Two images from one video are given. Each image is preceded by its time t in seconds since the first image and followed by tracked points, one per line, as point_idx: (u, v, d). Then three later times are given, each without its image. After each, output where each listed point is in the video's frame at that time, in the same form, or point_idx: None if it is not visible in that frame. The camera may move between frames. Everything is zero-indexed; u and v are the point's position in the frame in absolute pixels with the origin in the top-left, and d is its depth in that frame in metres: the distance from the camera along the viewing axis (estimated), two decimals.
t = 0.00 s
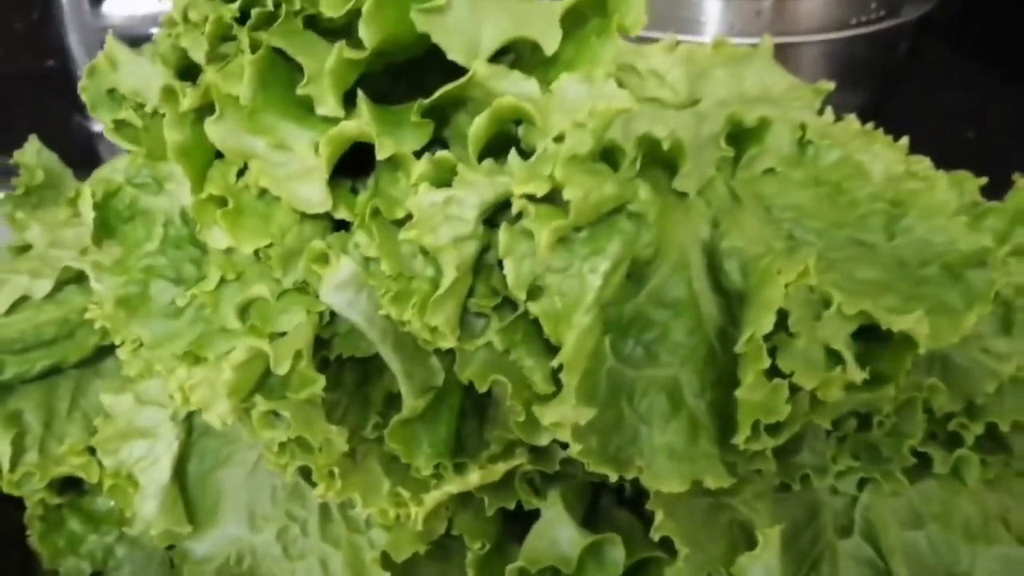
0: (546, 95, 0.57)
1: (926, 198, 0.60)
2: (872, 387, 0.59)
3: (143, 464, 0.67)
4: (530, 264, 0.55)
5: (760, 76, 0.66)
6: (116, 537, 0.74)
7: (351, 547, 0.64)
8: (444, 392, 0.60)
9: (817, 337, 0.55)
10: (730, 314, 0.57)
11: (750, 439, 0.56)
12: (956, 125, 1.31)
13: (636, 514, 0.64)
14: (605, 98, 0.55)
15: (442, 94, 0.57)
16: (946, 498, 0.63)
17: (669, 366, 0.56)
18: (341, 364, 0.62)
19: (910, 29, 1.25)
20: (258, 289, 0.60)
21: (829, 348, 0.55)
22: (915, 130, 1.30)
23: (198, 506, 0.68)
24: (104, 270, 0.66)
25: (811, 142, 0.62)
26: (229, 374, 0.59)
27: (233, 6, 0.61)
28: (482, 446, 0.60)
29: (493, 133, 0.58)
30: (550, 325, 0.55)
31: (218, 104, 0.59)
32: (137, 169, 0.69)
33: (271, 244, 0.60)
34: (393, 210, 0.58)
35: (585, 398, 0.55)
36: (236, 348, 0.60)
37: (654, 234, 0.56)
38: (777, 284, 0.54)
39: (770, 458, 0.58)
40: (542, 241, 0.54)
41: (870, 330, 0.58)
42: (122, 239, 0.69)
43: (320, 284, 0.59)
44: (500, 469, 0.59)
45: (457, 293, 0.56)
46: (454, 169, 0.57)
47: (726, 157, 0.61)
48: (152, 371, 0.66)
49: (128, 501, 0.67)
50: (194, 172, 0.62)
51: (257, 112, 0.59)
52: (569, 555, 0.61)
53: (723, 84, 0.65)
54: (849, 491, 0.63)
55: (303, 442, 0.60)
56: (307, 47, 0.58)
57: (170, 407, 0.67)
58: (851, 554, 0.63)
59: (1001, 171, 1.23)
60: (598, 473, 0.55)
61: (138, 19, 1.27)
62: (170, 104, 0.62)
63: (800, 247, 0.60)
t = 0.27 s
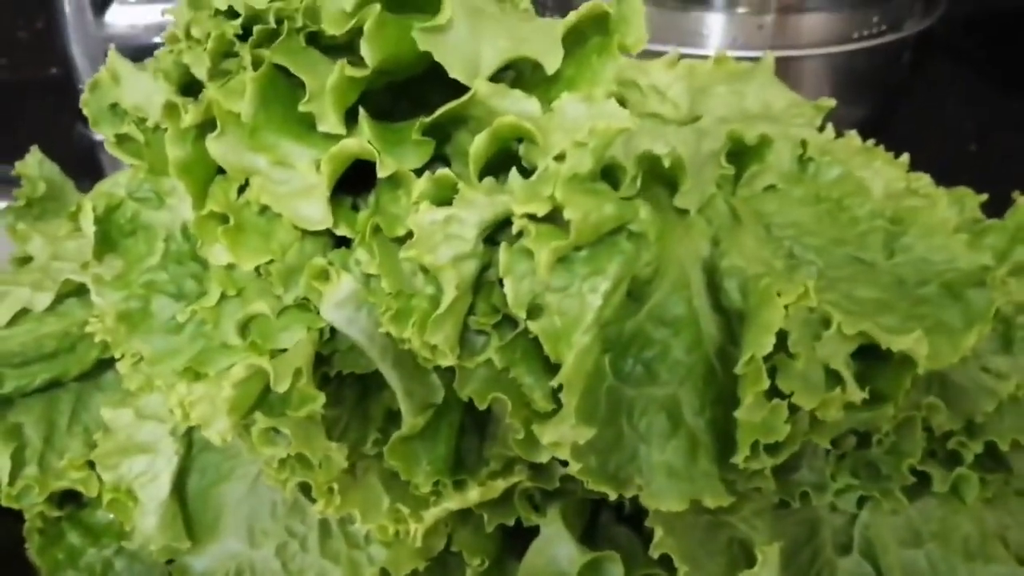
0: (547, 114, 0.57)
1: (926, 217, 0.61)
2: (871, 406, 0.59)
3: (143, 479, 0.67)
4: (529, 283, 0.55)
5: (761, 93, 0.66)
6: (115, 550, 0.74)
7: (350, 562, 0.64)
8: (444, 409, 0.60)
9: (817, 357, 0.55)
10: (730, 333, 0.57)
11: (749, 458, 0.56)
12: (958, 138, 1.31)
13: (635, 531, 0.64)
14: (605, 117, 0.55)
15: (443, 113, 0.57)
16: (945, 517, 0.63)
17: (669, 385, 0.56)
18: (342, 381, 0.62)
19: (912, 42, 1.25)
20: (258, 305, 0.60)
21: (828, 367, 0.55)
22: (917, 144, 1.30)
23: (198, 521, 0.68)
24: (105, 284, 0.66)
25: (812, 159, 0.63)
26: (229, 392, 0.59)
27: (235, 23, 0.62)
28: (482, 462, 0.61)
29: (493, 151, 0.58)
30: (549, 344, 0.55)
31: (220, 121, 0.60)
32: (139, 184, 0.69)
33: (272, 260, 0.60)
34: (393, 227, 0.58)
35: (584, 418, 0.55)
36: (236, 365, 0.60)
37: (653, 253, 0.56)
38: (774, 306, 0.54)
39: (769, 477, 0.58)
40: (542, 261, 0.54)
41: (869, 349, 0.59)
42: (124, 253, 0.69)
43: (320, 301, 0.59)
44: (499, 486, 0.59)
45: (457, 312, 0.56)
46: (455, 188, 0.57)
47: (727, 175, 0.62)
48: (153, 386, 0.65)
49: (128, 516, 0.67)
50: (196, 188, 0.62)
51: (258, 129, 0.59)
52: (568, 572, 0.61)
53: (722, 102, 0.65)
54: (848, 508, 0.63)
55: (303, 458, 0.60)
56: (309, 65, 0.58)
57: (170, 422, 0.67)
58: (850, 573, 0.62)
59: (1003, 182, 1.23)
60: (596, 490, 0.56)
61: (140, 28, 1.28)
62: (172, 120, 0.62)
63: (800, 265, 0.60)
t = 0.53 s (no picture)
0: (550, 114, 0.57)
1: (931, 220, 0.60)
2: (875, 409, 0.59)
3: (144, 478, 0.67)
4: (532, 284, 0.55)
5: (765, 94, 0.67)
6: (116, 550, 0.74)
7: (352, 563, 0.63)
8: (446, 409, 0.60)
9: (820, 360, 0.55)
10: (734, 335, 0.57)
11: (751, 460, 0.56)
12: (961, 140, 1.31)
13: (637, 532, 0.64)
14: (609, 119, 0.55)
15: (446, 113, 0.57)
16: (948, 520, 0.63)
17: (672, 387, 0.56)
18: (344, 381, 0.62)
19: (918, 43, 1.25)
20: (261, 305, 0.60)
21: (831, 369, 0.55)
22: (921, 147, 1.30)
23: (199, 521, 0.68)
24: (107, 283, 0.66)
25: (816, 161, 0.62)
26: (230, 393, 0.59)
27: (239, 22, 0.62)
28: (484, 463, 0.60)
29: (496, 151, 0.57)
30: (551, 345, 0.54)
31: (223, 120, 0.59)
32: (142, 183, 0.69)
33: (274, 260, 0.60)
34: (396, 227, 0.58)
35: (586, 420, 0.55)
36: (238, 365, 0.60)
37: (657, 255, 0.56)
38: (777, 308, 0.54)
39: (771, 479, 0.58)
40: (544, 262, 0.54)
41: (872, 351, 0.58)
42: (127, 252, 0.68)
43: (323, 301, 0.59)
44: (501, 487, 0.59)
45: (459, 313, 0.56)
46: (458, 188, 0.57)
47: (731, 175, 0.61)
48: (155, 385, 0.65)
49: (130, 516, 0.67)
50: (199, 187, 0.62)
51: (262, 129, 0.59)
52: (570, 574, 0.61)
53: (727, 104, 0.65)
54: (851, 511, 0.63)
55: (304, 458, 0.60)
56: (313, 66, 0.58)
57: (172, 421, 0.67)
58: None
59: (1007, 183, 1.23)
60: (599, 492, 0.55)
61: (146, 29, 1.27)
62: (176, 119, 0.62)
63: (804, 267, 0.59)
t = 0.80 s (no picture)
0: (546, 116, 0.57)
1: (927, 221, 0.61)
2: (869, 409, 0.59)
3: (145, 477, 0.67)
4: (526, 283, 0.56)
5: (764, 95, 0.67)
6: (120, 547, 0.74)
7: (351, 561, 0.64)
8: (443, 408, 0.61)
9: (813, 360, 0.55)
10: (730, 335, 0.58)
11: (745, 458, 0.56)
12: (965, 142, 1.31)
13: (634, 531, 0.64)
14: (604, 120, 0.56)
15: (442, 114, 0.58)
16: (944, 519, 0.63)
17: (667, 386, 0.56)
18: (343, 380, 0.63)
19: (923, 44, 1.25)
20: (260, 305, 0.60)
21: (824, 369, 0.56)
22: (923, 146, 1.30)
23: (201, 518, 0.69)
24: (110, 283, 0.67)
25: (814, 162, 0.63)
26: (229, 391, 0.59)
27: (239, 25, 0.62)
28: (481, 462, 0.61)
29: (494, 151, 0.58)
30: (546, 344, 0.55)
31: (222, 121, 0.60)
32: (144, 184, 0.69)
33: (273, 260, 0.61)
34: (393, 228, 0.58)
35: (581, 418, 0.55)
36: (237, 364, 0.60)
37: (652, 254, 0.57)
38: (768, 308, 0.55)
39: (766, 479, 0.59)
40: (538, 262, 0.54)
41: (868, 351, 0.59)
42: (129, 253, 0.69)
43: (321, 301, 0.60)
44: (498, 485, 0.59)
45: (455, 313, 0.56)
46: (454, 189, 0.57)
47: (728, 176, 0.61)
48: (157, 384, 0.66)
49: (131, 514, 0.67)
50: (200, 188, 0.62)
51: (261, 130, 0.59)
52: (567, 573, 0.62)
53: (727, 105, 0.65)
54: (847, 511, 0.63)
55: (303, 456, 0.61)
56: (312, 68, 0.59)
57: (173, 420, 0.67)
58: None
59: (1011, 184, 1.23)
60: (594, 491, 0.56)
61: (154, 32, 1.27)
62: (176, 121, 0.63)
63: (799, 267, 0.60)
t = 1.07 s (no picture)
0: (543, 121, 0.58)
1: (924, 224, 0.62)
2: (865, 410, 0.60)
3: (147, 479, 0.68)
4: (524, 286, 0.56)
5: (762, 100, 0.67)
6: (122, 551, 0.73)
7: (350, 562, 0.64)
8: (443, 410, 0.61)
9: (809, 361, 0.56)
10: (726, 337, 0.58)
11: (742, 459, 0.57)
12: (966, 146, 1.31)
13: (633, 532, 0.65)
14: (600, 125, 0.57)
15: (440, 119, 0.58)
16: (941, 521, 0.63)
17: (663, 388, 0.56)
18: (342, 382, 0.63)
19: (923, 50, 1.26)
20: (259, 308, 0.61)
21: (820, 371, 0.56)
22: (923, 150, 1.30)
23: (202, 521, 0.69)
24: (112, 287, 0.68)
25: (811, 165, 0.64)
26: (229, 394, 0.60)
27: (238, 31, 0.63)
28: (480, 464, 0.61)
29: (493, 156, 0.59)
30: (543, 346, 0.55)
31: (223, 127, 0.61)
32: (146, 189, 0.70)
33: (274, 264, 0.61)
34: (392, 231, 0.59)
35: (578, 420, 0.55)
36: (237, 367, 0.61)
37: (648, 257, 0.57)
38: (763, 308, 0.55)
39: (762, 480, 0.59)
40: (535, 265, 0.55)
41: (864, 352, 0.59)
42: (131, 257, 0.70)
43: (321, 304, 0.60)
44: (497, 487, 0.60)
45: (454, 315, 0.57)
46: (452, 193, 0.58)
47: (725, 180, 0.62)
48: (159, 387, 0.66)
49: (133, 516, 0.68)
50: (200, 192, 0.63)
51: (260, 135, 0.60)
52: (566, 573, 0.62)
53: (724, 109, 0.66)
54: (844, 513, 0.63)
55: (303, 459, 0.61)
56: (313, 74, 0.60)
57: (174, 423, 0.68)
58: None
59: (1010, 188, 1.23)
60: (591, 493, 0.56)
61: (157, 40, 1.28)
62: (177, 127, 0.64)
63: (794, 269, 0.60)
